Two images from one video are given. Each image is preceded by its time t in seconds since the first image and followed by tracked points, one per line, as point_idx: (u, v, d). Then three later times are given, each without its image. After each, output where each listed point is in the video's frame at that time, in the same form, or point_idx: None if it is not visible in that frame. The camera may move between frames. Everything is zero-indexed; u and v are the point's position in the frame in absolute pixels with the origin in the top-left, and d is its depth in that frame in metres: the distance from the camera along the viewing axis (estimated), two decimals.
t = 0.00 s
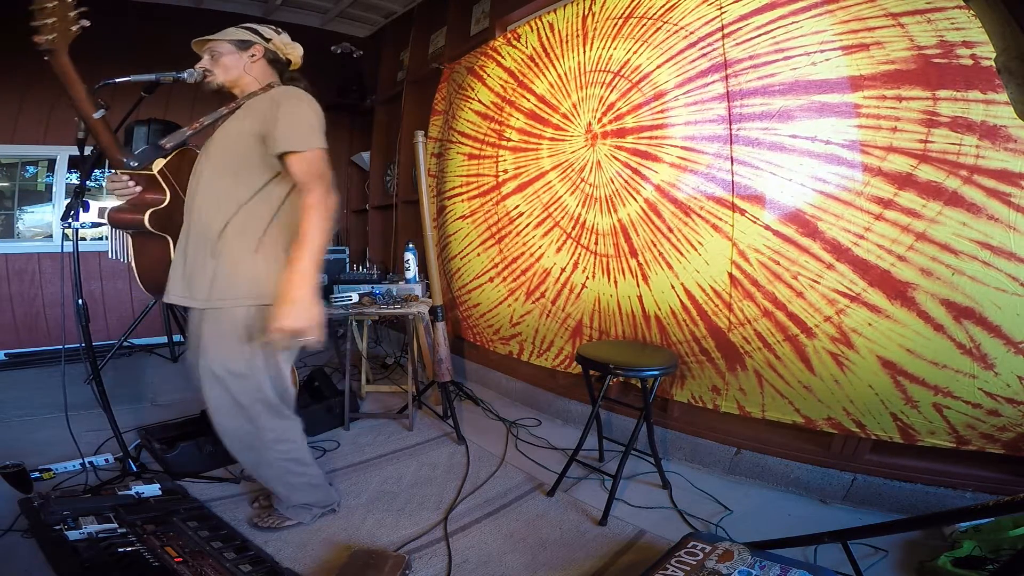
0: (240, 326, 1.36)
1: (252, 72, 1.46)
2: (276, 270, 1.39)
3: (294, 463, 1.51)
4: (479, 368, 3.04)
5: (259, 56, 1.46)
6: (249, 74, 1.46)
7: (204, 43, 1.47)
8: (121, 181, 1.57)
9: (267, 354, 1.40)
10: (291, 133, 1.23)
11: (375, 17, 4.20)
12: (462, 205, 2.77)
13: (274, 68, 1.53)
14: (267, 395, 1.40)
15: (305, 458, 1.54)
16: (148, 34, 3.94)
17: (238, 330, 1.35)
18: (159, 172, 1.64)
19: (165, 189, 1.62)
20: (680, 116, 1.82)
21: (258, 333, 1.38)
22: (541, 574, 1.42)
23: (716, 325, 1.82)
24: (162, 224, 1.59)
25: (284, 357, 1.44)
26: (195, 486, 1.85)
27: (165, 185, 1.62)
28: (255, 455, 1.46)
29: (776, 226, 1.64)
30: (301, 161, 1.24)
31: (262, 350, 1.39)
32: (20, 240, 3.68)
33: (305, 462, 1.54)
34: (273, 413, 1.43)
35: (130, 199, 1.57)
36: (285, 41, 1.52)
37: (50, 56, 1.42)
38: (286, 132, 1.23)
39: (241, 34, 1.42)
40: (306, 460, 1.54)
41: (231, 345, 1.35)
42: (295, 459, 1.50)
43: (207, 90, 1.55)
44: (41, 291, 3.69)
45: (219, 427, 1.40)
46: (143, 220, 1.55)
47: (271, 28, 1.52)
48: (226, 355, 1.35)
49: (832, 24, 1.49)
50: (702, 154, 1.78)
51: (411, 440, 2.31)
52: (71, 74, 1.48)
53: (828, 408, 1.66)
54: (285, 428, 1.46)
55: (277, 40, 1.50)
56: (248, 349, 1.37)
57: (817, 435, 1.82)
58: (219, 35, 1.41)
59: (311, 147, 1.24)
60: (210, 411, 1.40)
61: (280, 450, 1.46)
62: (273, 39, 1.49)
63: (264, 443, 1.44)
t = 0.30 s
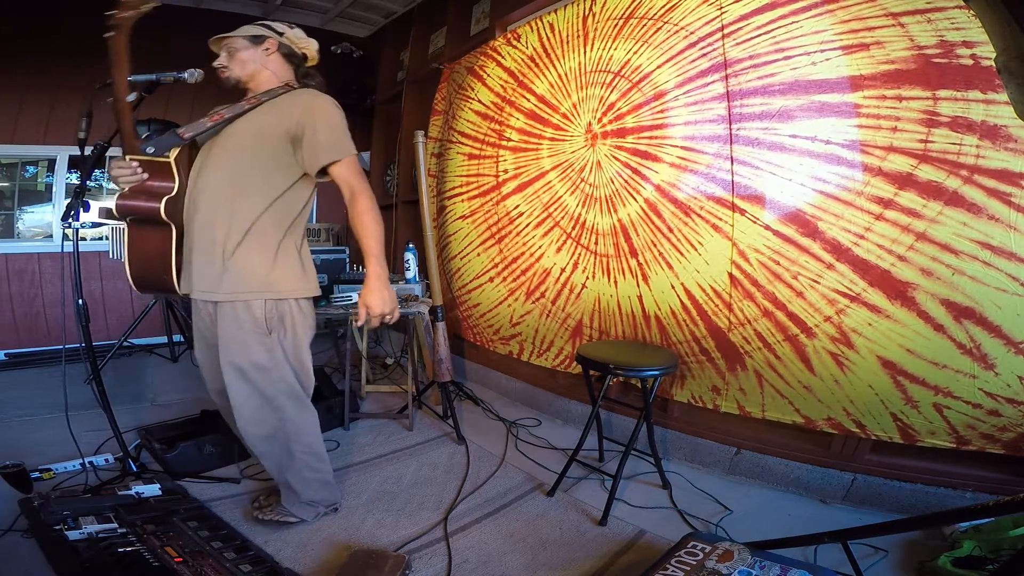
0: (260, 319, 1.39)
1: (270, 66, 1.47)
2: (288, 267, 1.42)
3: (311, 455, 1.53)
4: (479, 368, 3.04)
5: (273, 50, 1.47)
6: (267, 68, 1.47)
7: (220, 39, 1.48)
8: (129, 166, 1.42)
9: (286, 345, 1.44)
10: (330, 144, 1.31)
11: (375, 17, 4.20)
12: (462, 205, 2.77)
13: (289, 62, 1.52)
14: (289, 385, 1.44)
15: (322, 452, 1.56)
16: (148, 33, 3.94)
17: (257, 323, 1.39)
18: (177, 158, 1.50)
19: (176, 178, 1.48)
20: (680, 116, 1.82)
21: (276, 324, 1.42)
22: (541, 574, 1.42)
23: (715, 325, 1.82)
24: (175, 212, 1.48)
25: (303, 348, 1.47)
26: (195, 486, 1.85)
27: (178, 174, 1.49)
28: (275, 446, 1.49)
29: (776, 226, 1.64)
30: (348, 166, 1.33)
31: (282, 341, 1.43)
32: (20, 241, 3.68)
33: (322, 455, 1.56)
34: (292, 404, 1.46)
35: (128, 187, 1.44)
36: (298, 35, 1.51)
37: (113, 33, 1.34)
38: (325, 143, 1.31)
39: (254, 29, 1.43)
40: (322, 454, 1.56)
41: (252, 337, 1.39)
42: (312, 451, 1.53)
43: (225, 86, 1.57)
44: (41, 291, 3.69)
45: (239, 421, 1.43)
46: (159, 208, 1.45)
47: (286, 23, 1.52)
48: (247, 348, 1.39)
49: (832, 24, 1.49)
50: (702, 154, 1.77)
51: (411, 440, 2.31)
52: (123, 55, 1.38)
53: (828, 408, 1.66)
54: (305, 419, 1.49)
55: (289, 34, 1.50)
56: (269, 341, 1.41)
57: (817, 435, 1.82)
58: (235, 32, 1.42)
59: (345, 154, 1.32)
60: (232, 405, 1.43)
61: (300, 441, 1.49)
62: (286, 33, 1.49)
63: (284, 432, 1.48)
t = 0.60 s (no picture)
0: (247, 326, 1.39)
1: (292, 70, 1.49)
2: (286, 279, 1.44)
3: (295, 461, 1.53)
4: (478, 369, 3.04)
5: (299, 56, 1.49)
6: (289, 72, 1.49)
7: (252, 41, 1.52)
8: (139, 166, 1.42)
9: (270, 353, 1.44)
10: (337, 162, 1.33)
11: (375, 17, 4.21)
12: (462, 205, 2.77)
13: (313, 73, 1.54)
14: (272, 393, 1.44)
15: (306, 458, 1.55)
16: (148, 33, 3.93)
17: (244, 329, 1.38)
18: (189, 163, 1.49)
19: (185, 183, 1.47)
20: (680, 116, 1.82)
21: (263, 331, 1.41)
22: (541, 574, 1.42)
23: (715, 325, 1.82)
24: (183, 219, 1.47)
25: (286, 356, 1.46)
26: (195, 486, 1.85)
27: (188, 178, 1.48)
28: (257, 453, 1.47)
29: (776, 226, 1.64)
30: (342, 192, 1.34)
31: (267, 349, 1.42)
32: (20, 241, 3.68)
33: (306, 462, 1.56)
34: (274, 411, 1.46)
35: (135, 188, 1.42)
36: (328, 46, 1.54)
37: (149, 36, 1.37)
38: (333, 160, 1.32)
39: (286, 34, 1.46)
40: (306, 460, 1.56)
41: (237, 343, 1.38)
42: (295, 456, 1.53)
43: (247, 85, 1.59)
44: (41, 292, 3.69)
45: (221, 425, 1.41)
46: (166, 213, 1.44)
47: (319, 33, 1.55)
48: (232, 353, 1.38)
49: (832, 24, 1.49)
50: (702, 154, 1.77)
51: (411, 440, 2.31)
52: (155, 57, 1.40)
53: (828, 409, 1.66)
54: (288, 426, 1.49)
55: (320, 45, 1.52)
56: (254, 347, 1.40)
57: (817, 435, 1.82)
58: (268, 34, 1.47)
59: (349, 175, 1.34)
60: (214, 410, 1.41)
61: (282, 447, 1.49)
62: (317, 43, 1.52)
63: (266, 440, 1.46)
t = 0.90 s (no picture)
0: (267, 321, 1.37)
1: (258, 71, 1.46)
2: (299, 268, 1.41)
3: (308, 457, 1.53)
4: (478, 369, 3.04)
5: (265, 55, 1.45)
6: (257, 73, 1.46)
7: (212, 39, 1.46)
8: (146, 176, 1.38)
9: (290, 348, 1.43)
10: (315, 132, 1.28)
11: (375, 17, 4.21)
12: (462, 205, 2.77)
13: (281, 70, 1.51)
14: (290, 389, 1.44)
15: (318, 454, 1.55)
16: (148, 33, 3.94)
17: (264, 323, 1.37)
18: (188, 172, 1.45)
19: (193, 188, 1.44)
20: (680, 116, 1.82)
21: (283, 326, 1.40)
22: (541, 574, 1.42)
23: (716, 325, 1.82)
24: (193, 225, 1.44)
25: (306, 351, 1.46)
26: (195, 486, 1.85)
27: (192, 182, 1.45)
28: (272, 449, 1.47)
29: (776, 226, 1.63)
30: (316, 164, 1.27)
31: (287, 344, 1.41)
32: (20, 240, 3.68)
33: (318, 460, 1.56)
34: (291, 407, 1.45)
35: (148, 199, 1.38)
36: (293, 41, 1.48)
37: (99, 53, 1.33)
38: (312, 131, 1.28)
39: (249, 33, 1.42)
40: (319, 456, 1.56)
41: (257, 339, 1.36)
42: (308, 453, 1.53)
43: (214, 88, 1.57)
44: (41, 292, 3.69)
45: (235, 417, 1.41)
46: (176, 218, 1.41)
47: (284, 28, 1.49)
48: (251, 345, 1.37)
49: (832, 24, 1.49)
50: (702, 154, 1.77)
51: (411, 440, 2.31)
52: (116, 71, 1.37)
53: (828, 409, 1.66)
54: (304, 422, 1.49)
55: (285, 41, 1.47)
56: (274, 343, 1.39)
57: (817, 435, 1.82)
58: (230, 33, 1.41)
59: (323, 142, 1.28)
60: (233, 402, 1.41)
61: (298, 444, 1.49)
62: (281, 39, 1.46)
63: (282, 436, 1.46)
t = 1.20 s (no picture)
0: (278, 318, 1.39)
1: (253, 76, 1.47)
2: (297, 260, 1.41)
3: (314, 455, 1.53)
4: (479, 369, 3.04)
5: (262, 61, 1.47)
6: (250, 77, 1.48)
7: (203, 43, 1.47)
8: (145, 184, 1.40)
9: (304, 346, 1.44)
10: (279, 114, 1.23)
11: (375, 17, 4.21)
12: (462, 205, 2.77)
13: (273, 74, 1.53)
14: (302, 386, 1.45)
15: (326, 453, 1.55)
16: (148, 33, 3.94)
17: (275, 321, 1.39)
18: (182, 175, 1.44)
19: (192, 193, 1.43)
20: (680, 116, 1.82)
21: (295, 324, 1.41)
22: (541, 574, 1.42)
23: (715, 325, 1.82)
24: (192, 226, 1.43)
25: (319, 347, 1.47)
26: (195, 486, 1.85)
27: (189, 186, 1.44)
28: (281, 446, 1.49)
29: (776, 226, 1.64)
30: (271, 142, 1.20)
31: (299, 342, 1.42)
32: (20, 240, 3.68)
33: (325, 458, 1.56)
34: (302, 404, 1.46)
35: (152, 205, 1.39)
36: (286, 49, 1.52)
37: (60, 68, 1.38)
38: (274, 114, 1.23)
39: (243, 37, 1.42)
40: (327, 455, 1.56)
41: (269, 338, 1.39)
42: (315, 451, 1.52)
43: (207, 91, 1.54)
44: (41, 292, 3.69)
45: (248, 415, 1.44)
46: (173, 223, 1.40)
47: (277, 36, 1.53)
48: (264, 344, 1.39)
49: (832, 24, 1.49)
50: (702, 154, 1.77)
51: (411, 440, 2.31)
52: (82, 84, 1.42)
53: (828, 409, 1.67)
54: (314, 420, 1.50)
55: (280, 47, 1.51)
56: (286, 341, 1.41)
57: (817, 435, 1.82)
58: (223, 36, 1.41)
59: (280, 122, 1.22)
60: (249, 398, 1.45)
61: (307, 442, 1.49)
62: (276, 45, 1.50)
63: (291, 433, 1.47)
